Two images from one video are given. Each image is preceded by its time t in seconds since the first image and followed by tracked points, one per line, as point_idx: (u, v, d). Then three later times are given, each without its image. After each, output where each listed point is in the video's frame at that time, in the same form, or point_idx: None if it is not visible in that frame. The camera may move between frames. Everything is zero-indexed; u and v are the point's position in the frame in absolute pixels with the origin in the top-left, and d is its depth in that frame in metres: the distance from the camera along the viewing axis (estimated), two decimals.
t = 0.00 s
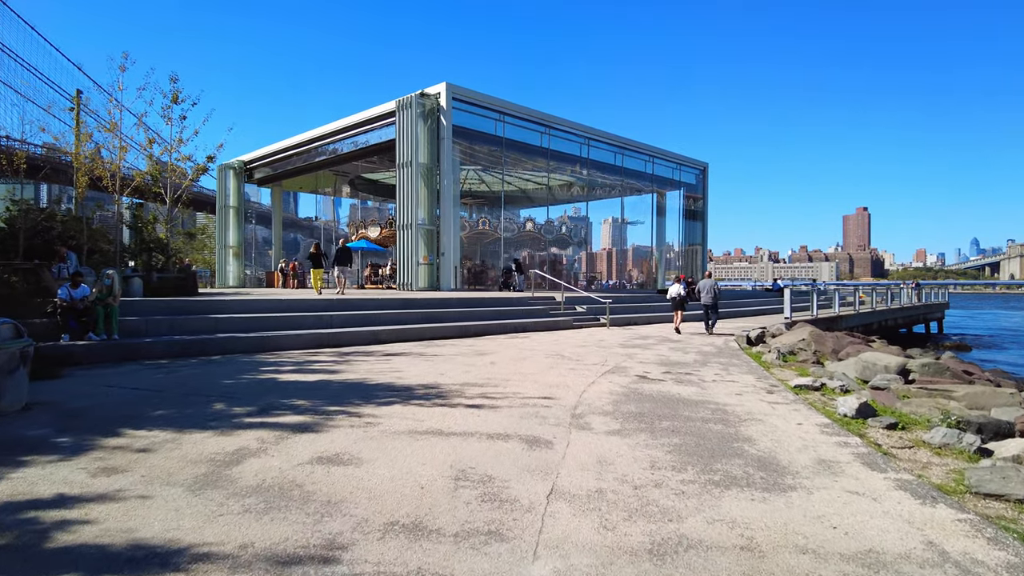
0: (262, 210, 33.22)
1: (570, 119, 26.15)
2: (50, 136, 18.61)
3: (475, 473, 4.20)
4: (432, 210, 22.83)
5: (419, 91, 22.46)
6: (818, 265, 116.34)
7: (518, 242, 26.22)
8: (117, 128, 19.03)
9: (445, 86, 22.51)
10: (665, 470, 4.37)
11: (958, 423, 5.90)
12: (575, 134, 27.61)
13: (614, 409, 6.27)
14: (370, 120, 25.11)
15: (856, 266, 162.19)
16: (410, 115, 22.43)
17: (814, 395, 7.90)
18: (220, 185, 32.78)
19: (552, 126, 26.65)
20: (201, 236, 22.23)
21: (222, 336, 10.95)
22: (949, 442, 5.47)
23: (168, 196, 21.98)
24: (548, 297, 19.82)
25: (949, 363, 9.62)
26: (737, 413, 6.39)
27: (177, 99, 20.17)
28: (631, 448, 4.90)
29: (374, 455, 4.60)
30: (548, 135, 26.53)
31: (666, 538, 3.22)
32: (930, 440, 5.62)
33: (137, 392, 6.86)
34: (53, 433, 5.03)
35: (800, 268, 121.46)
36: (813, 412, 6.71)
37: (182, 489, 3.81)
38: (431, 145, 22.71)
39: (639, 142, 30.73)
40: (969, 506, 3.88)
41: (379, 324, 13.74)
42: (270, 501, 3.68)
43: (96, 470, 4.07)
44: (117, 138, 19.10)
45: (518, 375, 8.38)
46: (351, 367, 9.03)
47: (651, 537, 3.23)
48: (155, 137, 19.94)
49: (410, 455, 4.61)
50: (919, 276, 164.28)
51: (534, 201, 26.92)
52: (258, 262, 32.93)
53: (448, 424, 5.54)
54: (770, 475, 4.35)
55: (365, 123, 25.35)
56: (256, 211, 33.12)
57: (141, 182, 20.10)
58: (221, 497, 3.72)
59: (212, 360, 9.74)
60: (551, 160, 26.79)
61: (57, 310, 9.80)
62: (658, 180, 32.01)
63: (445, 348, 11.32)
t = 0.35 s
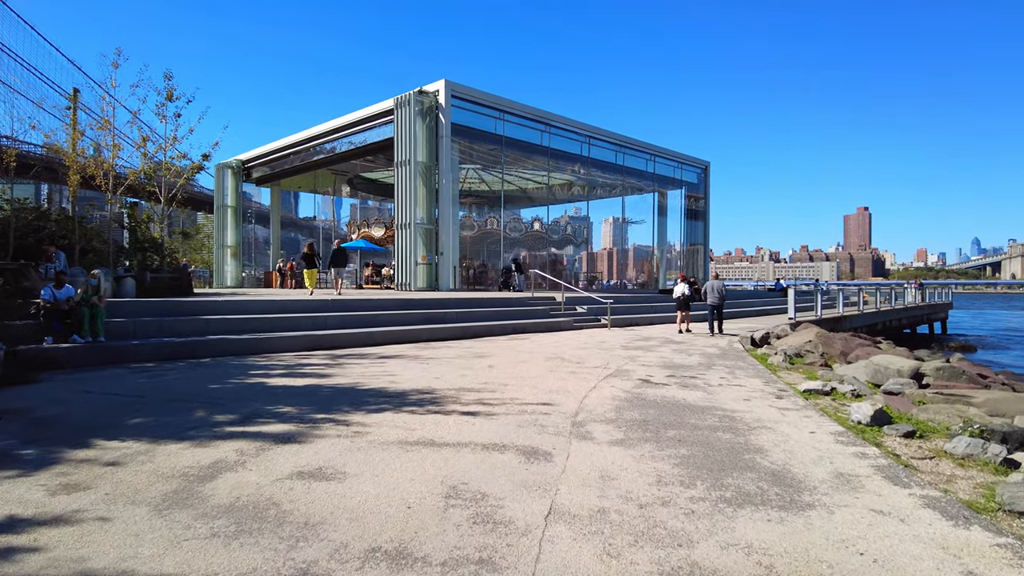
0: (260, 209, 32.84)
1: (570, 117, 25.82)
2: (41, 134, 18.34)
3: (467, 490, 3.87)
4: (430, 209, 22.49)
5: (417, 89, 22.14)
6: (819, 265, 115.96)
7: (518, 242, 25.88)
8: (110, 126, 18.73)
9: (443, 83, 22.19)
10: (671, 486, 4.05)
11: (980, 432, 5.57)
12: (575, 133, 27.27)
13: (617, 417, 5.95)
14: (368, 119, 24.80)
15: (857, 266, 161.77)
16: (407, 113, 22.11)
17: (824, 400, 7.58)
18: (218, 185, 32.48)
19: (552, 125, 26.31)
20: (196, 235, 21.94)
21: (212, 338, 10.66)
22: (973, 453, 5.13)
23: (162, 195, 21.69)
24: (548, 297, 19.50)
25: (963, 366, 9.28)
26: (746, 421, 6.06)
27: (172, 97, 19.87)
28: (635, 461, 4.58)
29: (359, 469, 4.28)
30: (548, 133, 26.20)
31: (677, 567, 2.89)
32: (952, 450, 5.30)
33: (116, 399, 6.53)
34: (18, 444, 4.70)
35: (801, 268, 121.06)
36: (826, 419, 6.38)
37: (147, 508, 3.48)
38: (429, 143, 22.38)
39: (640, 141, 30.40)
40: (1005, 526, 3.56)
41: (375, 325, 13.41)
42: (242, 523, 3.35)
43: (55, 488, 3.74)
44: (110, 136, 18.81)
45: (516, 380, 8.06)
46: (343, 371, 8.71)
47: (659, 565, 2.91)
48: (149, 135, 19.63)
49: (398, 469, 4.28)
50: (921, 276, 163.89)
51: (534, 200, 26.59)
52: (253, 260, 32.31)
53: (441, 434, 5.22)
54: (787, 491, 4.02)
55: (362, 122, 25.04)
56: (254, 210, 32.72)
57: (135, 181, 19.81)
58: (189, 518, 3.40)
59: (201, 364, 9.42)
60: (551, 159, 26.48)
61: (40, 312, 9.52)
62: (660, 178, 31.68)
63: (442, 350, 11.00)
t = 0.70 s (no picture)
0: (258, 207, 32.44)
1: (572, 115, 25.49)
2: (33, 130, 18.02)
3: (458, 505, 3.54)
4: (430, 207, 22.18)
5: (416, 85, 21.83)
6: (821, 265, 115.53)
7: (518, 241, 25.54)
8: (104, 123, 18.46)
9: (442, 80, 21.87)
10: (680, 501, 3.72)
11: (1007, 439, 5.23)
12: (577, 131, 26.92)
13: (620, 422, 5.63)
14: (367, 117, 24.48)
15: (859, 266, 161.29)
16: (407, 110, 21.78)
17: (836, 403, 7.25)
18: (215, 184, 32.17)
19: (553, 123, 25.97)
20: (192, 234, 21.67)
21: (204, 338, 10.36)
22: (1001, 462, 4.79)
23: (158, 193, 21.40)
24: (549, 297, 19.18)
25: (980, 367, 8.93)
26: (757, 426, 5.74)
27: (167, 94, 19.57)
28: (641, 472, 4.25)
29: (343, 482, 3.94)
30: (550, 132, 25.86)
31: None
32: (978, 458, 4.96)
33: (93, 403, 6.22)
34: None
35: (803, 269, 120.57)
36: (842, 424, 6.03)
37: (105, 527, 3.16)
38: (428, 141, 22.07)
39: (642, 139, 30.07)
40: None
41: (371, 325, 13.10)
42: (207, 544, 3.03)
43: (9, 503, 3.43)
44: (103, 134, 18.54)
45: (514, 382, 7.74)
46: (336, 373, 8.40)
47: None
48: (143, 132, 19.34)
49: (385, 482, 3.96)
50: (923, 276, 163.39)
51: (536, 199, 26.27)
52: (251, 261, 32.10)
53: (433, 442, 4.90)
54: (807, 506, 3.69)
55: (361, 120, 24.72)
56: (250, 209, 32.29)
57: (130, 179, 19.53)
58: (150, 537, 3.08)
59: (189, 365, 9.11)
60: (552, 157, 26.15)
61: (23, 311, 9.20)
62: (662, 177, 31.36)
63: (439, 351, 10.68)
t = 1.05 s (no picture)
0: (257, 207, 31.82)
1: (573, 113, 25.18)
2: (25, 129, 17.72)
3: (449, 530, 3.24)
4: (430, 207, 21.89)
5: (416, 83, 21.53)
6: (824, 265, 115.04)
7: (518, 241, 25.20)
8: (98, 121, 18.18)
9: (442, 78, 21.57)
10: (690, 524, 3.41)
11: None
12: (578, 129, 26.61)
13: (625, 432, 5.32)
14: (366, 116, 24.18)
15: (862, 266, 160.70)
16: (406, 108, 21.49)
17: (849, 409, 6.93)
18: (215, 183, 31.81)
19: (554, 121, 25.66)
20: (189, 234, 21.39)
21: (194, 340, 10.06)
22: None
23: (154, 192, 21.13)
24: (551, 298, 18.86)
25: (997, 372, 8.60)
26: (769, 436, 5.42)
27: (162, 92, 19.30)
28: (647, 489, 3.93)
29: (326, 502, 3.63)
30: (551, 130, 25.54)
31: None
32: (1008, 472, 4.64)
33: (70, 411, 5.91)
34: None
35: (805, 270, 120.05)
36: (858, 433, 5.72)
37: (58, 557, 2.86)
38: (428, 140, 21.78)
39: (645, 138, 29.74)
40: None
41: (368, 326, 12.79)
42: None
43: None
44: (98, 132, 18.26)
45: (513, 387, 7.42)
46: (328, 377, 8.09)
47: None
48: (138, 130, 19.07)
49: (371, 501, 3.65)
50: (926, 276, 162.77)
51: (537, 199, 25.95)
52: (251, 261, 31.70)
53: (424, 455, 4.59)
54: (832, 530, 3.37)
55: (360, 119, 24.41)
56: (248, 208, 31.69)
57: (125, 178, 19.25)
58: (105, 568, 2.77)
59: (178, 369, 8.81)
60: (553, 156, 25.84)
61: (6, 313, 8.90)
62: (665, 176, 31.03)
63: (436, 354, 10.36)
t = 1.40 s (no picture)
0: (257, 207, 31.56)
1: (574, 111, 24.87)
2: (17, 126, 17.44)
3: (432, 550, 2.93)
4: (429, 206, 21.60)
5: (415, 80, 21.24)
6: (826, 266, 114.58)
7: (519, 241, 24.89)
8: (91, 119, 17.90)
9: (441, 75, 21.28)
10: (696, 544, 3.09)
11: None
12: (579, 128, 26.30)
13: (626, 439, 5.00)
14: (364, 114, 23.90)
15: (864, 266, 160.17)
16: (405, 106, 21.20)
17: (861, 413, 6.62)
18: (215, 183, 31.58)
19: (555, 119, 25.34)
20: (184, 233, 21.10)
21: (183, 341, 9.76)
22: None
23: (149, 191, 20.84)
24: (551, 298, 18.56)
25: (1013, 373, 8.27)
26: (780, 443, 5.10)
27: (157, 89, 19.01)
28: (649, 503, 3.62)
29: (299, 518, 3.33)
30: (552, 128, 25.22)
31: None
32: None
33: (41, 416, 5.61)
34: None
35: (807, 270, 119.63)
36: (873, 439, 5.40)
37: None
38: (427, 138, 21.49)
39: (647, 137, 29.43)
40: None
41: (364, 327, 12.49)
42: None
43: None
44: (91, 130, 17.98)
45: (510, 390, 7.11)
46: (318, 380, 7.78)
47: None
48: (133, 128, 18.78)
49: (349, 517, 3.35)
50: (928, 276, 162.17)
51: (538, 198, 25.63)
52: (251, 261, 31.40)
53: (410, 464, 4.27)
54: (854, 550, 3.06)
55: (359, 117, 24.15)
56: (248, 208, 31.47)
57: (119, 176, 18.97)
58: None
59: (163, 371, 8.51)
60: (554, 155, 25.52)
61: None
62: (667, 175, 30.71)
63: (432, 355, 10.05)
